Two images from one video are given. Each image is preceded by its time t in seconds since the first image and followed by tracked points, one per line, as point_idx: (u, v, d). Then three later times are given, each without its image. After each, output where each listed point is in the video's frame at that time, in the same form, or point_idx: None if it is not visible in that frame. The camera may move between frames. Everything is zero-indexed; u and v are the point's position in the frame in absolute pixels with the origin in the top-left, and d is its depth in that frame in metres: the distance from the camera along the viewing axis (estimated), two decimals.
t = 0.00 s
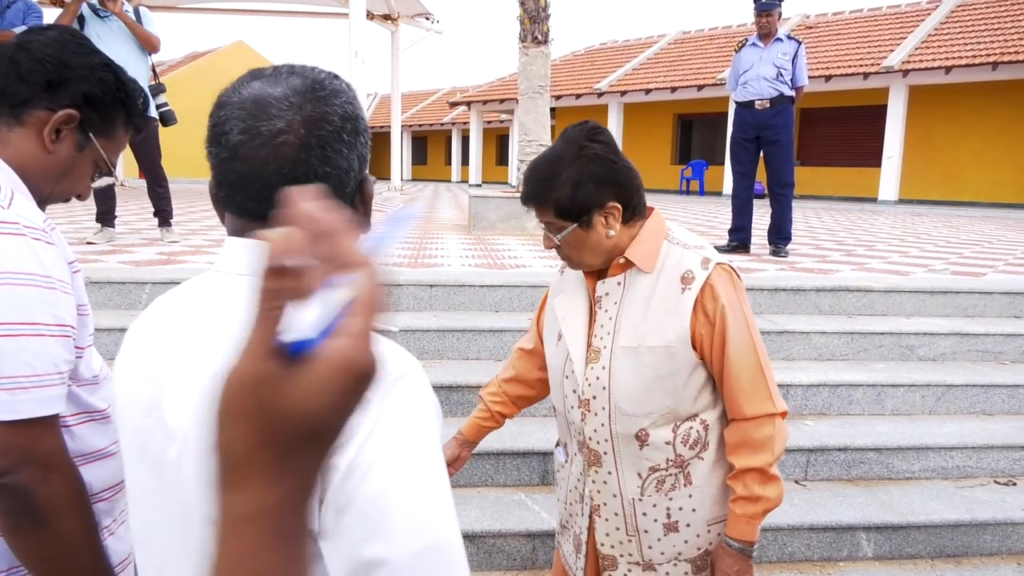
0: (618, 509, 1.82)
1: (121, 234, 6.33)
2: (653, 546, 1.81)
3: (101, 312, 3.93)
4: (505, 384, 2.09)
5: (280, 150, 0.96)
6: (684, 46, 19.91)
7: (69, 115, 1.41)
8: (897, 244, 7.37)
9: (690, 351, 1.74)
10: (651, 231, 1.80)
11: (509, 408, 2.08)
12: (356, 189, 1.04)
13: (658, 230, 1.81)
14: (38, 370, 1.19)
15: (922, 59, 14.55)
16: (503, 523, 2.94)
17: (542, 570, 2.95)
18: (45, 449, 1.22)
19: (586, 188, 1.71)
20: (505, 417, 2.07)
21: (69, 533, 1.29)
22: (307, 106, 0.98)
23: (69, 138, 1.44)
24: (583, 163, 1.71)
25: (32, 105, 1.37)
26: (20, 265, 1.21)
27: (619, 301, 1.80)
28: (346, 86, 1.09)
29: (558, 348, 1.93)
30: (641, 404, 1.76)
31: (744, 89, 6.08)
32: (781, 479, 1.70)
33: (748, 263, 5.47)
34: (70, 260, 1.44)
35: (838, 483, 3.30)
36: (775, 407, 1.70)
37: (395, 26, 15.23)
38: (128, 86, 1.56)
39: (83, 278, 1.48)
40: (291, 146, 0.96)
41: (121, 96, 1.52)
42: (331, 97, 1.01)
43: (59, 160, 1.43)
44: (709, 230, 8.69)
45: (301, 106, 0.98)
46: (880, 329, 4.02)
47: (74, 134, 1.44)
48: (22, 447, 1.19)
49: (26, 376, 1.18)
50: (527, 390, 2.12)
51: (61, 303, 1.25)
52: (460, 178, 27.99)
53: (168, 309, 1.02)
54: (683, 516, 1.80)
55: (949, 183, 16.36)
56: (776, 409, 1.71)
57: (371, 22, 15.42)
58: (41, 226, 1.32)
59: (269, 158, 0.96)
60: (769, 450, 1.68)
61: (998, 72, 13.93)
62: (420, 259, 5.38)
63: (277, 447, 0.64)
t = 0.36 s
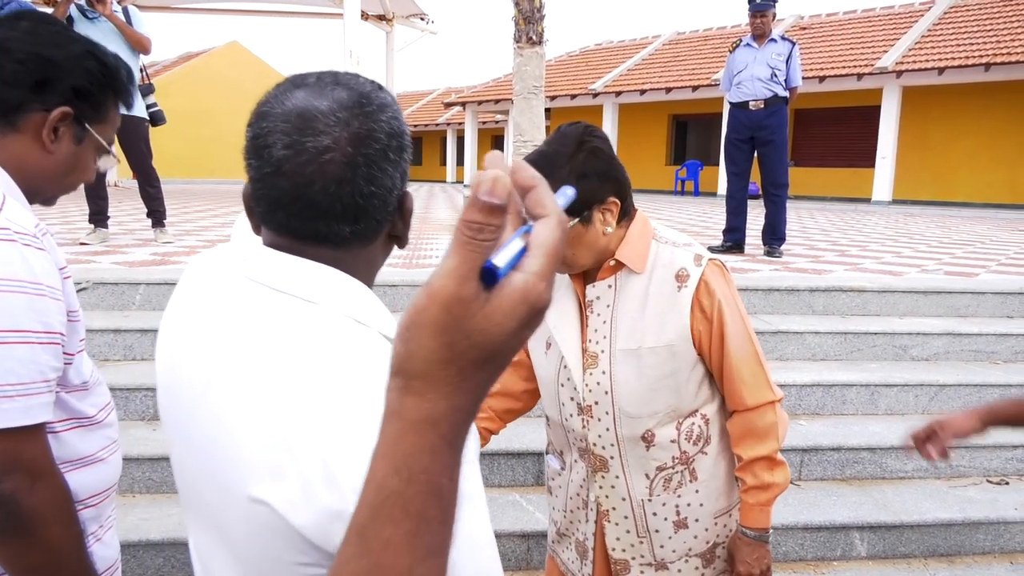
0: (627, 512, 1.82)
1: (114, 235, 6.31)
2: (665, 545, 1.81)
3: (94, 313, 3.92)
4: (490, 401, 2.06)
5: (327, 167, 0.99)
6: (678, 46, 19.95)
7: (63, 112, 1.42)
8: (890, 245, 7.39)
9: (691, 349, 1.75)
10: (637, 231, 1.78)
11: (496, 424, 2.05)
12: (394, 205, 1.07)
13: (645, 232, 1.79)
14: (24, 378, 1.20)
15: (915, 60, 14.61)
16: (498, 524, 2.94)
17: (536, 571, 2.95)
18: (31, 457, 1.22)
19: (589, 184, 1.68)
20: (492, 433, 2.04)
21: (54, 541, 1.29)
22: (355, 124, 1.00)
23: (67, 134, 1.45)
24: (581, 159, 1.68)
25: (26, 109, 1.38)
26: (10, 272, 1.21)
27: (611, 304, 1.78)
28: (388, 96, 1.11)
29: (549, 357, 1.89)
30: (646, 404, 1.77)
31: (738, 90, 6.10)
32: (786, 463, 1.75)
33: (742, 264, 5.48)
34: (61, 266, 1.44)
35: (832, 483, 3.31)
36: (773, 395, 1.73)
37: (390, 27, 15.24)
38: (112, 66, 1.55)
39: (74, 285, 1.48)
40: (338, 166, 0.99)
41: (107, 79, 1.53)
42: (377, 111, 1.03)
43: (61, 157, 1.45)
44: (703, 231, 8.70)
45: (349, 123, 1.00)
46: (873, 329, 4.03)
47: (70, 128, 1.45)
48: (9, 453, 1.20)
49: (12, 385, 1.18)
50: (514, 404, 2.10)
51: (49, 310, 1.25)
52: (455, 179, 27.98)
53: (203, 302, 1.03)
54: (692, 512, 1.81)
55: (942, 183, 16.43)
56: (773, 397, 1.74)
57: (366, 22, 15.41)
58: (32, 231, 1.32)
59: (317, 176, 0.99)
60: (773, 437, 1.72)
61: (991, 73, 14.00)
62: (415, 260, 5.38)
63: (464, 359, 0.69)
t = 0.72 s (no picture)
0: (594, 503, 1.82)
1: (103, 232, 6.27)
2: (627, 541, 1.80)
3: (83, 311, 3.89)
4: (493, 380, 2.07)
5: (358, 177, 0.97)
6: (670, 44, 19.97)
7: (22, 83, 1.37)
8: (880, 243, 7.43)
9: (675, 351, 1.75)
10: (642, 230, 1.82)
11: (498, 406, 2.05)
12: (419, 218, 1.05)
13: (650, 230, 1.83)
14: (15, 396, 1.18)
15: (905, 59, 14.68)
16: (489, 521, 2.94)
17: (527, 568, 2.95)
18: (25, 472, 1.22)
19: (589, 165, 1.75)
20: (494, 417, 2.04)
21: (53, 552, 1.29)
22: (388, 134, 0.99)
23: (33, 98, 1.40)
24: (600, 142, 1.76)
25: None
26: None
27: (604, 295, 1.80)
28: (422, 110, 1.09)
29: (541, 340, 1.92)
30: (623, 400, 1.76)
31: (729, 88, 6.11)
32: (761, 482, 1.72)
33: (733, 261, 5.50)
34: (49, 274, 1.43)
35: (822, 479, 3.32)
36: (755, 410, 1.71)
37: (382, 24, 15.23)
38: None
39: (64, 290, 1.47)
40: (369, 176, 0.97)
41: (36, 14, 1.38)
42: (411, 124, 1.02)
43: (41, 121, 1.42)
44: (694, 229, 8.72)
45: (382, 134, 0.99)
46: (863, 326, 4.05)
47: (32, 90, 1.39)
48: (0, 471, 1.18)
49: (4, 403, 1.17)
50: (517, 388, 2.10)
51: (39, 322, 1.24)
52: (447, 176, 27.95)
53: (223, 298, 1.04)
54: (660, 514, 1.79)
55: (931, 182, 16.54)
56: (756, 413, 1.73)
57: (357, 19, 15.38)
58: (16, 241, 1.29)
59: (347, 185, 0.97)
60: (749, 453, 1.70)
61: (980, 72, 14.08)
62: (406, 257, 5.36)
63: (396, 400, 0.74)
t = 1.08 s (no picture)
0: (563, 491, 1.86)
1: (95, 229, 6.23)
2: (589, 535, 1.82)
3: (74, 309, 3.86)
4: (508, 352, 2.09)
5: (328, 164, 1.03)
6: (664, 41, 19.97)
7: None
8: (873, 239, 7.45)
9: (647, 351, 1.72)
10: (642, 226, 1.79)
11: (507, 376, 2.08)
12: (387, 199, 1.11)
13: (648, 229, 1.79)
14: (14, 402, 1.17)
15: (898, 55, 14.71)
16: (483, 519, 2.93)
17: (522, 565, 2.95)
18: (26, 479, 1.20)
19: (582, 157, 1.74)
20: (504, 387, 2.07)
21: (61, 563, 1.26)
22: (353, 125, 1.05)
23: (6, 84, 1.37)
24: (595, 133, 1.73)
25: None
26: None
27: (597, 287, 1.82)
28: (387, 102, 1.14)
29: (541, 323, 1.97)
30: (593, 395, 1.77)
31: (725, 83, 6.10)
32: (731, 503, 1.66)
33: (727, 258, 5.50)
34: (40, 276, 1.42)
35: (816, 475, 3.33)
36: (732, 427, 1.65)
37: (375, 20, 15.17)
38: None
39: (55, 292, 1.46)
40: (337, 163, 1.03)
41: None
42: (375, 115, 1.08)
43: (14, 107, 1.40)
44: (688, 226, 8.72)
45: (349, 125, 1.04)
46: (856, 323, 4.06)
47: (5, 75, 1.36)
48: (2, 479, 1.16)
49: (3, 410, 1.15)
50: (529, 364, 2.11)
51: (34, 327, 1.23)
52: (441, 173, 27.89)
53: (212, 278, 1.13)
54: (624, 515, 1.78)
55: (924, 179, 16.61)
56: (733, 431, 1.66)
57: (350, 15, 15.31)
58: (8, 244, 1.27)
59: (318, 172, 1.03)
60: (718, 471, 1.64)
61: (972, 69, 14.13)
62: (400, 254, 5.34)
63: None
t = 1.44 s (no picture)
0: (566, 495, 1.86)
1: (87, 229, 6.19)
2: (592, 540, 1.82)
3: (65, 308, 3.83)
4: (512, 364, 2.08)
5: (308, 143, 1.15)
6: (659, 43, 20.00)
7: None
8: (866, 241, 7.47)
9: (649, 351, 1.71)
10: (640, 228, 1.78)
11: (513, 390, 2.07)
12: (362, 178, 1.23)
13: (646, 230, 1.78)
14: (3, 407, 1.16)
15: (892, 58, 14.77)
16: (476, 520, 2.92)
17: (516, 567, 2.94)
18: (13, 487, 1.18)
19: (576, 160, 1.74)
20: (510, 400, 2.07)
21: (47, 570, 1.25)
22: (333, 109, 1.17)
23: None
24: (588, 136, 1.73)
25: None
26: None
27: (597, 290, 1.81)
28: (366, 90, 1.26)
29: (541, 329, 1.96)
30: (596, 397, 1.76)
31: (724, 85, 6.10)
32: (741, 501, 1.67)
33: (721, 260, 5.51)
34: (30, 278, 1.40)
35: (809, 477, 3.33)
36: (736, 425, 1.66)
37: (370, 19, 15.14)
38: None
39: (45, 295, 1.45)
40: (317, 142, 1.15)
41: None
42: (354, 102, 1.20)
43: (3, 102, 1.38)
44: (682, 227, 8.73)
45: (328, 109, 1.16)
46: (850, 325, 4.07)
47: None
48: None
49: None
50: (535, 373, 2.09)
51: (23, 331, 1.21)
52: (436, 173, 27.83)
53: (197, 254, 1.26)
54: (628, 518, 1.78)
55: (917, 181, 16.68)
56: (739, 429, 1.67)
57: (345, 14, 15.27)
58: None
59: (298, 148, 1.15)
60: (726, 469, 1.64)
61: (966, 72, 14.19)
62: (394, 255, 5.33)
63: None
